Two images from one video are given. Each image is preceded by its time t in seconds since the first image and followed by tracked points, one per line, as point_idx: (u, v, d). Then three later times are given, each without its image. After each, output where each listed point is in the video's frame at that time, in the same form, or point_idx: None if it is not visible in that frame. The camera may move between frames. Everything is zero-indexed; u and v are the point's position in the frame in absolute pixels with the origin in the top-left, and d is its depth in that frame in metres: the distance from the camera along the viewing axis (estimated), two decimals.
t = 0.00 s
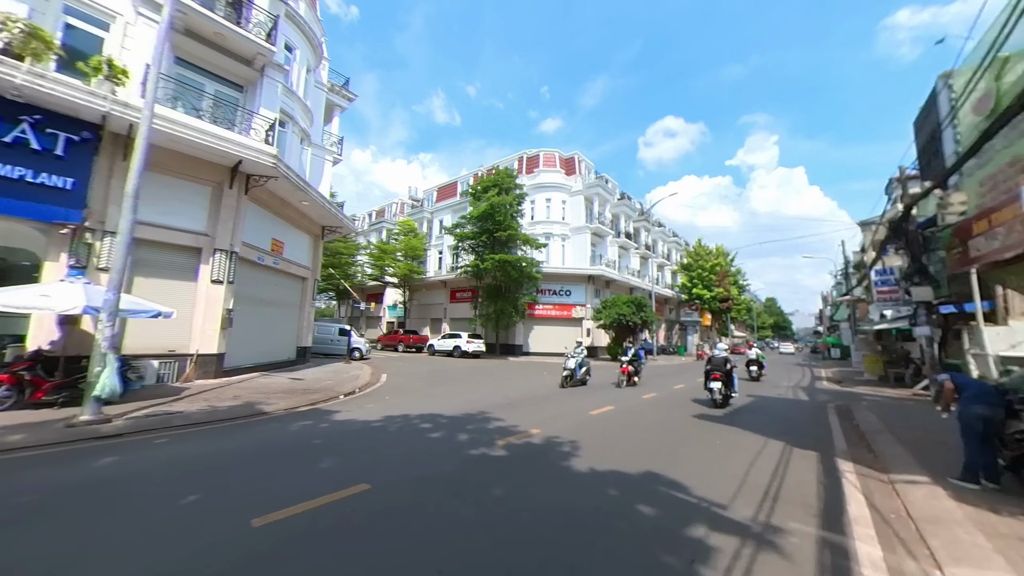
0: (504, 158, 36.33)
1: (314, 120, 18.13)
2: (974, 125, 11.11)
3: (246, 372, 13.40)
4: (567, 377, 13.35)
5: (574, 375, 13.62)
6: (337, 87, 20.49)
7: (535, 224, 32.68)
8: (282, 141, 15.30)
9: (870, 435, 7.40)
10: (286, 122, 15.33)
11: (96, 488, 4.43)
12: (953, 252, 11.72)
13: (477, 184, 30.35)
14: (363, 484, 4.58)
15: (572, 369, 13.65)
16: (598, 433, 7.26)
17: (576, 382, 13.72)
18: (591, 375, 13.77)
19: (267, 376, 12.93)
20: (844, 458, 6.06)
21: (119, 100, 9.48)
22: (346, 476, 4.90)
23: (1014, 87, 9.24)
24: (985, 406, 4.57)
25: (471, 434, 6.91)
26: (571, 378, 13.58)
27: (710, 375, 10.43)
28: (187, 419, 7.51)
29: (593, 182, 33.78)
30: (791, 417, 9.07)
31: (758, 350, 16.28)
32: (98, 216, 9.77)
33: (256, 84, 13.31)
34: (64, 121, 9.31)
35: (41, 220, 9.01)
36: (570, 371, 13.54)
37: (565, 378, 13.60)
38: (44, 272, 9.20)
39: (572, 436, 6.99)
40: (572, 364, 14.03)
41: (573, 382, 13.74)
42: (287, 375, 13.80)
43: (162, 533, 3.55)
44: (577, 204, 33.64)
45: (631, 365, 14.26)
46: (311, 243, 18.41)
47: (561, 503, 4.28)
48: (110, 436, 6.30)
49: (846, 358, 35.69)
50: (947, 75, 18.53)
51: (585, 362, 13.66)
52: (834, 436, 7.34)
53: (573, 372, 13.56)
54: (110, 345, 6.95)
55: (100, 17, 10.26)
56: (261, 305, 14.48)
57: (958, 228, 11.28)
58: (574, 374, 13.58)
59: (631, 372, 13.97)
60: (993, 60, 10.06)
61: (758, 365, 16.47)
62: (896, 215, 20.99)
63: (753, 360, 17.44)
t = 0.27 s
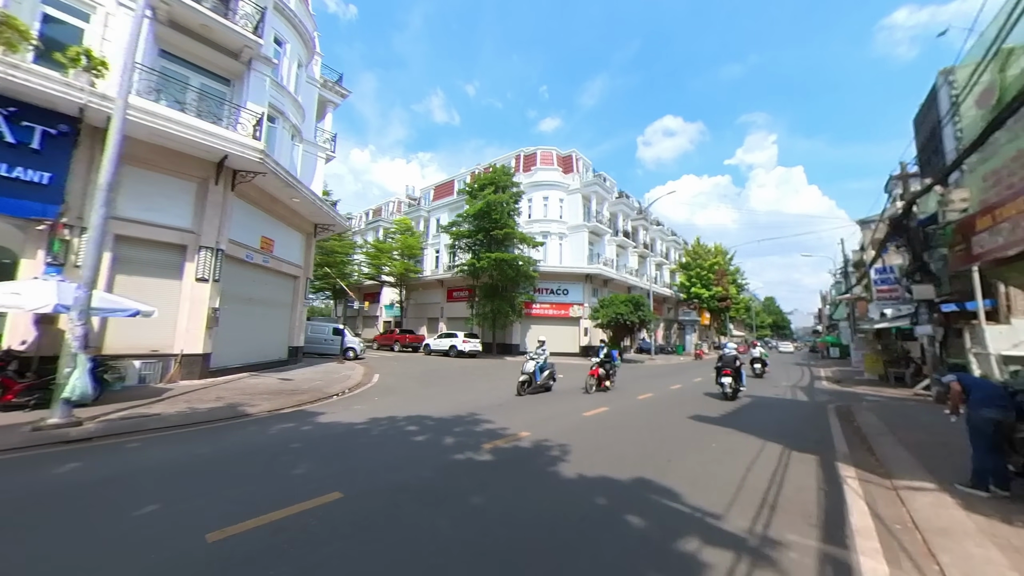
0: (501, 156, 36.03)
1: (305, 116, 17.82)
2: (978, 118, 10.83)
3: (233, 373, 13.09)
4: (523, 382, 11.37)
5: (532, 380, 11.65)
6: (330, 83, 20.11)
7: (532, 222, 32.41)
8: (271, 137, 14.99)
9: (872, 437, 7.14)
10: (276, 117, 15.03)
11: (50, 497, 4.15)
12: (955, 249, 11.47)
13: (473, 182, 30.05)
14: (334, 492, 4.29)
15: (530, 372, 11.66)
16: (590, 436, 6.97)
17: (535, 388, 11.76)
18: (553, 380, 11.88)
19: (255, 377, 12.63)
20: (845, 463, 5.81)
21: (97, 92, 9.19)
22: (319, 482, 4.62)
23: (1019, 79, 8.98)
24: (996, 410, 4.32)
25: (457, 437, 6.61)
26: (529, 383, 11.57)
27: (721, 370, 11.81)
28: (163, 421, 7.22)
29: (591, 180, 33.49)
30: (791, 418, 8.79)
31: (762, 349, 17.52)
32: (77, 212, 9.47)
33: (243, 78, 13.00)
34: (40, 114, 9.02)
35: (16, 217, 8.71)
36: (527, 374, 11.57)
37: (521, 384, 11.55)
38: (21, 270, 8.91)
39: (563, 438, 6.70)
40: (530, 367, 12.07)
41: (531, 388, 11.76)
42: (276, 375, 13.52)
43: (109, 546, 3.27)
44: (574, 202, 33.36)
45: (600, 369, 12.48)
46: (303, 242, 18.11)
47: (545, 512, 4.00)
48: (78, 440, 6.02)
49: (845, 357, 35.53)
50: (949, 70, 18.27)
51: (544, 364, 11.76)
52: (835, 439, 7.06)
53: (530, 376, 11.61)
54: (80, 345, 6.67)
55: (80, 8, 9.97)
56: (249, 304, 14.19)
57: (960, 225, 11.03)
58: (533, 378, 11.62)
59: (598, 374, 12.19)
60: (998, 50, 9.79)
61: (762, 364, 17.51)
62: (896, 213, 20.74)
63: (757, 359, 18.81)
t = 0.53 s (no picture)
0: (498, 154, 35.72)
1: (295, 111, 17.46)
2: (980, 111, 10.58)
3: (217, 373, 12.75)
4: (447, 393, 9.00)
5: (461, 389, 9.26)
6: (321, 78, 19.79)
7: (529, 220, 32.13)
8: (259, 132, 14.63)
9: (872, 440, 6.88)
10: (263, 112, 14.71)
11: None
12: (957, 247, 11.21)
13: (469, 179, 29.74)
14: (298, 504, 3.97)
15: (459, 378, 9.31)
16: (580, 439, 6.66)
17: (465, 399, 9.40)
18: (489, 389, 9.64)
19: (240, 377, 12.33)
20: (844, 468, 5.55)
21: (71, 82, 8.86)
22: (286, 490, 4.33)
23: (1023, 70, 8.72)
24: (1005, 414, 4.09)
25: (439, 441, 6.30)
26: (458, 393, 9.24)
27: (731, 366, 13.46)
28: (135, 424, 6.92)
29: (588, 178, 33.20)
30: (788, 420, 8.50)
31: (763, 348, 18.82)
32: (50, 207, 9.15)
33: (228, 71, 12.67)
34: (11, 105, 8.70)
35: None
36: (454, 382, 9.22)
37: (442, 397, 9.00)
38: None
39: (550, 442, 6.39)
40: (458, 375, 9.69)
41: (459, 400, 9.35)
42: (263, 375, 13.21)
43: (39, 566, 2.97)
44: (571, 200, 33.07)
45: (547, 375, 10.29)
46: (293, 239, 17.79)
47: (524, 524, 3.70)
48: (38, 445, 5.71)
49: (843, 356, 35.38)
50: (948, 66, 18.03)
51: (477, 369, 9.54)
52: (834, 442, 6.77)
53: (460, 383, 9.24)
54: (44, 346, 6.38)
55: None
56: (236, 302, 13.87)
57: (961, 221, 10.78)
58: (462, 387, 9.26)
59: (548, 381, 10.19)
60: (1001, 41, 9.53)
61: (764, 362, 18.95)
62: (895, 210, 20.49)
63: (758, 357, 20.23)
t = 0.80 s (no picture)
0: (495, 152, 35.48)
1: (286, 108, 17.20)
2: (981, 106, 10.37)
3: (204, 374, 12.50)
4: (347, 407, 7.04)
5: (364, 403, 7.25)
6: (314, 74, 19.52)
7: (526, 219, 31.93)
8: (248, 128, 14.38)
9: (871, 442, 6.67)
10: (253, 107, 14.45)
11: None
12: (957, 244, 10.99)
13: (465, 177, 29.49)
14: (262, 515, 3.73)
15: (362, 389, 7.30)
16: (570, 443, 6.42)
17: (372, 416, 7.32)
18: (408, 402, 7.62)
19: (227, 377, 12.08)
20: (843, 472, 5.33)
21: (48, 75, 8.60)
22: (254, 498, 4.09)
23: None
24: (1011, 417, 3.89)
25: (423, 444, 6.06)
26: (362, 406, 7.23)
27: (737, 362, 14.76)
28: (109, 427, 6.68)
29: (585, 176, 32.96)
30: (785, 421, 8.27)
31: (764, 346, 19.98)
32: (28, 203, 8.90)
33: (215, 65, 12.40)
34: None
35: None
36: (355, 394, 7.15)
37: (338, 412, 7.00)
38: None
39: (538, 445, 6.15)
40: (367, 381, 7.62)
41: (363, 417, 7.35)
42: (251, 375, 12.96)
43: None
44: (568, 198, 32.84)
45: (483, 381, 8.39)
46: (285, 238, 17.53)
47: (503, 536, 3.47)
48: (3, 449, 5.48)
49: (841, 355, 35.25)
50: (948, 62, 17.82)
51: (391, 377, 7.55)
52: (833, 445, 6.55)
53: (362, 394, 7.16)
54: (13, 348, 6.14)
55: None
56: (224, 301, 13.62)
57: (962, 218, 10.54)
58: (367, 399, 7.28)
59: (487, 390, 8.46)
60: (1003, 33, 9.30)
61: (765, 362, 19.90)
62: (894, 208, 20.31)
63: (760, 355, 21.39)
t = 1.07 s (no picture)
0: (491, 150, 35.18)
1: (276, 103, 16.89)
2: (983, 99, 10.12)
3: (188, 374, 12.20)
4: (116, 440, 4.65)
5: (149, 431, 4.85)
6: (305, 69, 19.18)
7: (522, 217, 31.64)
8: (235, 123, 14.07)
9: (872, 445, 6.42)
10: (240, 102, 14.14)
11: None
12: (958, 240, 10.55)
13: (461, 175, 29.18)
14: (217, 528, 3.45)
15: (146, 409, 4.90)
16: (557, 446, 6.14)
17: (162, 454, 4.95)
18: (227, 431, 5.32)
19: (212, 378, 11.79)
20: (843, 478, 5.08)
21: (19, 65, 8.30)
22: (213, 509, 3.83)
23: None
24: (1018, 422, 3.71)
25: (403, 448, 5.78)
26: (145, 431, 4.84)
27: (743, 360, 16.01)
28: (77, 430, 6.40)
29: (582, 174, 32.65)
30: (782, 422, 8.02)
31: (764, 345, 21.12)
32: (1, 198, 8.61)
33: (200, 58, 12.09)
34: None
35: None
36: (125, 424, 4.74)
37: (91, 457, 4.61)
38: None
39: (523, 449, 5.88)
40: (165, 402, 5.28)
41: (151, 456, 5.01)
42: (238, 376, 12.66)
43: None
44: (565, 197, 32.55)
45: (367, 395, 6.20)
46: (275, 236, 17.22)
47: (475, 551, 3.21)
48: None
49: (840, 355, 35.05)
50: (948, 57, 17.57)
51: (198, 393, 5.27)
52: (831, 448, 6.29)
53: (139, 422, 4.74)
54: None
55: None
56: (210, 300, 13.31)
57: (964, 215, 10.18)
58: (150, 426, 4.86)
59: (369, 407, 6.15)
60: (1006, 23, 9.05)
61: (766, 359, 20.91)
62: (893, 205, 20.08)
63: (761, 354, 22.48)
